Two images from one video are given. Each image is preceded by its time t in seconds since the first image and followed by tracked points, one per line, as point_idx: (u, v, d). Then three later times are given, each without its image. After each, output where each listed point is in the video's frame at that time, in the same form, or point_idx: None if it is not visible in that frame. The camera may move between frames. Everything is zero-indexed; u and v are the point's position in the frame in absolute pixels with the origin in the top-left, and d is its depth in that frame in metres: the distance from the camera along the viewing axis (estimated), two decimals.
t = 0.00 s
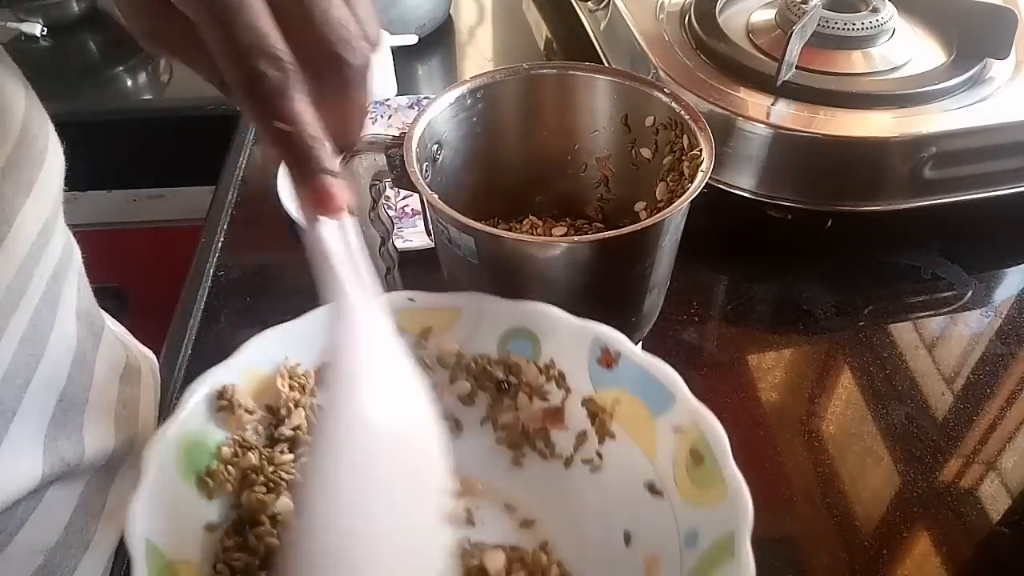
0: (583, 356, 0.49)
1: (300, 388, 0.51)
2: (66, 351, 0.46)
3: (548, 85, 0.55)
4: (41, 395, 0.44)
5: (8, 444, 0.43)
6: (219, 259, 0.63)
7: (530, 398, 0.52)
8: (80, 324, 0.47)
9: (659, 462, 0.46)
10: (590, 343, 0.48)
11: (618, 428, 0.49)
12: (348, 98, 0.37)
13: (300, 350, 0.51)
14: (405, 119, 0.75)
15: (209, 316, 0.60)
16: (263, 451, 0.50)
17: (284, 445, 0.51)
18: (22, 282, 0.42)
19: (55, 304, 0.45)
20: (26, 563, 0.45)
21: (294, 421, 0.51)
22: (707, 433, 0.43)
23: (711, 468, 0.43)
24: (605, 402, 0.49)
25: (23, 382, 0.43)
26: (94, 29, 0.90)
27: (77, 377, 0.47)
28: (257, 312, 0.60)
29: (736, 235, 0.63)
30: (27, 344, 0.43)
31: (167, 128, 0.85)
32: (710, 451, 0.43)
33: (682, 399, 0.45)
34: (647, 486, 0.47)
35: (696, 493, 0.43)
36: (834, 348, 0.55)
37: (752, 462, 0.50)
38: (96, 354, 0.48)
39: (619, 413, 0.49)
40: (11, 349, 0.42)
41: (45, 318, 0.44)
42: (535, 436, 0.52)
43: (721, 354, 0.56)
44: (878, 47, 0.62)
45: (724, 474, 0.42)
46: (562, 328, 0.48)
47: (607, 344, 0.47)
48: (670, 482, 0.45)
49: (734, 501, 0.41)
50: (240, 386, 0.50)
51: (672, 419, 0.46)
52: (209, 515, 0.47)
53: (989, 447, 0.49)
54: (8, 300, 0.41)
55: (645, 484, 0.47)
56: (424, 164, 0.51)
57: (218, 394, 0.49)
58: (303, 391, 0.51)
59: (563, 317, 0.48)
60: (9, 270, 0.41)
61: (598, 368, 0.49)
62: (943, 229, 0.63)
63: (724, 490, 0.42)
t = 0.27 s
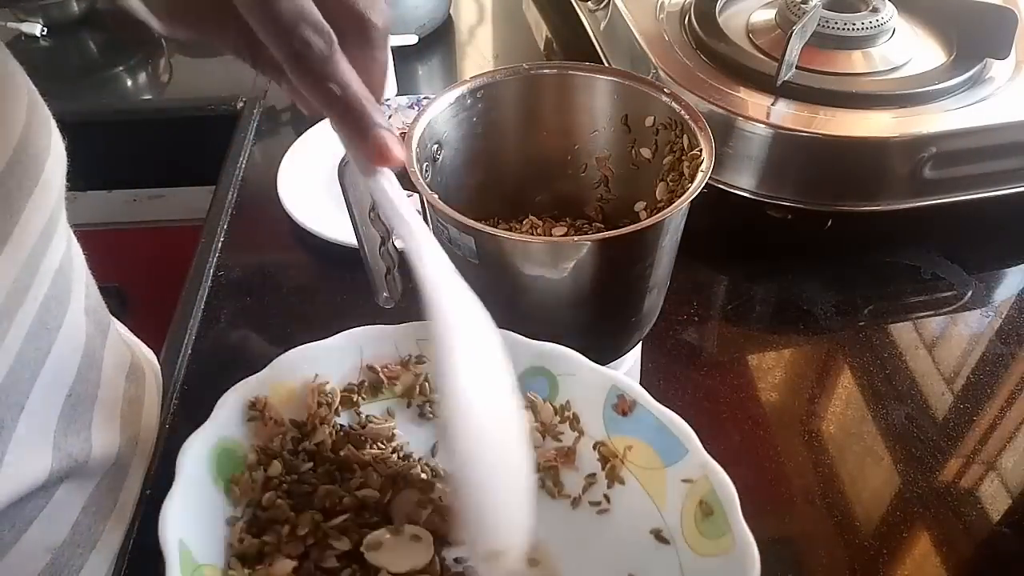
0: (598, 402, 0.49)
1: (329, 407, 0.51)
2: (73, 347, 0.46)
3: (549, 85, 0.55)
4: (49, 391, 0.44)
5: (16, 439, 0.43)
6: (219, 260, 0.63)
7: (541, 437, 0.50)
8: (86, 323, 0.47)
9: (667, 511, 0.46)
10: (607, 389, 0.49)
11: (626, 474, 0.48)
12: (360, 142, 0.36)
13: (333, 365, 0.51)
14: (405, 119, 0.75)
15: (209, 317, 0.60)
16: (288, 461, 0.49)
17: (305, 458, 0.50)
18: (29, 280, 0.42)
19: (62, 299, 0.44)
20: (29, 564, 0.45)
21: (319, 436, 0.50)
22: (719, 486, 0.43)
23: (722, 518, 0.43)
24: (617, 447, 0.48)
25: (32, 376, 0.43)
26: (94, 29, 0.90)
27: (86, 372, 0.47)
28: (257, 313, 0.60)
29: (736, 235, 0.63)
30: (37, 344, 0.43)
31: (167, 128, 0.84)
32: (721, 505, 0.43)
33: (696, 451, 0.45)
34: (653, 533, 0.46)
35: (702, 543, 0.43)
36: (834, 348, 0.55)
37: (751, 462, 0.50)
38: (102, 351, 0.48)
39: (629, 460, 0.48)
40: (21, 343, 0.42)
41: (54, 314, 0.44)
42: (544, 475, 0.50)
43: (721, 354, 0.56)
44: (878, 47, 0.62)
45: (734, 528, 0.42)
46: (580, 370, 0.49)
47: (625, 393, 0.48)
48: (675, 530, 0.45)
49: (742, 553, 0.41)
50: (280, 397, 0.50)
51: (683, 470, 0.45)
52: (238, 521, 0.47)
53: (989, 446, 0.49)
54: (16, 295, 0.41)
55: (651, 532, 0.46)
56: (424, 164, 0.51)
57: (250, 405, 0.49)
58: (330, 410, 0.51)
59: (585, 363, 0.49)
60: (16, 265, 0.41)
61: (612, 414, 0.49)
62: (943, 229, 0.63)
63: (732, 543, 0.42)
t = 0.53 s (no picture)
0: (604, 439, 0.49)
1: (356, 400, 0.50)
2: (73, 350, 0.46)
3: (549, 85, 0.55)
4: (52, 393, 0.44)
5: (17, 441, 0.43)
6: (219, 259, 0.63)
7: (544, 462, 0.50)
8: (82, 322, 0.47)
9: (660, 547, 0.45)
10: (613, 427, 0.49)
11: (623, 510, 0.47)
12: (289, 196, 0.41)
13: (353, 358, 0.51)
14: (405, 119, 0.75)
15: (208, 316, 0.60)
16: (316, 448, 0.49)
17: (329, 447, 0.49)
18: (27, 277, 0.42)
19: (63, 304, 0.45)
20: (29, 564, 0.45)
21: (342, 429, 0.49)
22: (717, 532, 0.43)
23: (719, 560, 0.43)
24: (618, 483, 0.48)
25: (36, 377, 0.43)
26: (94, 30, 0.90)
27: (85, 376, 0.47)
28: (257, 313, 0.60)
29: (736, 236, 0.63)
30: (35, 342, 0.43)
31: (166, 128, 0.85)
32: (717, 546, 0.43)
33: (698, 496, 0.45)
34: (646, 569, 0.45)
35: None
36: (834, 348, 0.55)
37: (751, 462, 0.50)
38: (101, 355, 0.49)
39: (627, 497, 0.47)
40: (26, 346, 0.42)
41: (56, 318, 0.44)
42: (543, 498, 0.49)
43: (721, 354, 0.56)
44: (878, 46, 0.62)
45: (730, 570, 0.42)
46: (592, 405, 0.49)
47: (633, 432, 0.48)
48: (669, 568, 0.45)
49: None
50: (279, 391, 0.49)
51: (682, 512, 0.45)
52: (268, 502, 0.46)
53: (989, 447, 0.49)
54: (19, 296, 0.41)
55: (643, 568, 0.45)
56: (425, 164, 0.51)
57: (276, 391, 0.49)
58: (356, 403, 0.50)
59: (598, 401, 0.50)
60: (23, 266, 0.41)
61: (617, 451, 0.48)
62: (943, 229, 0.63)
63: None
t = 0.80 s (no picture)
0: (570, 420, 0.50)
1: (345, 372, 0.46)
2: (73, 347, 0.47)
3: (549, 84, 0.55)
4: (52, 388, 0.45)
5: (17, 434, 0.43)
6: (219, 259, 0.64)
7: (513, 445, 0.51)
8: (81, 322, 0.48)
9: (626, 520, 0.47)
10: (578, 413, 0.50)
11: (590, 487, 0.48)
12: (247, 143, 0.34)
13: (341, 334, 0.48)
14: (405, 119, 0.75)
15: (208, 316, 0.60)
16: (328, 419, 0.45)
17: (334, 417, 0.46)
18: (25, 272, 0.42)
19: (59, 300, 0.46)
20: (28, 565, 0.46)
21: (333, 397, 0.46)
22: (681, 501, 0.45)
23: (687, 527, 0.45)
24: (586, 462, 0.49)
25: (36, 371, 0.44)
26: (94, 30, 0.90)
27: (85, 372, 0.48)
28: (257, 312, 0.60)
29: (736, 236, 0.63)
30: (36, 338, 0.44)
31: (166, 128, 0.85)
32: (683, 516, 0.45)
33: (659, 470, 0.47)
34: (615, 540, 0.46)
35: (662, 548, 0.45)
36: (834, 348, 0.55)
37: (751, 462, 0.50)
38: (98, 351, 0.49)
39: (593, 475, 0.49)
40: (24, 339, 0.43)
41: (53, 313, 0.45)
42: (514, 476, 0.50)
43: (721, 354, 0.56)
44: (878, 46, 0.62)
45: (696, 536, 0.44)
46: (559, 387, 0.51)
47: (598, 413, 0.50)
48: (638, 537, 0.46)
49: (708, 558, 0.43)
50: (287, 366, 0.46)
51: (647, 487, 0.47)
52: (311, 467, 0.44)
53: (989, 447, 0.49)
54: (15, 289, 0.42)
55: (613, 539, 0.46)
56: (424, 164, 0.51)
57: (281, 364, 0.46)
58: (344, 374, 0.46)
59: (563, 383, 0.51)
60: (17, 259, 0.42)
61: (583, 432, 0.50)
62: (943, 230, 0.63)
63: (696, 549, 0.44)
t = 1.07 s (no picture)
0: (561, 433, 0.50)
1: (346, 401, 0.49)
2: (78, 343, 0.48)
3: (549, 85, 0.55)
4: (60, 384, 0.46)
5: (27, 429, 0.45)
6: (219, 259, 0.63)
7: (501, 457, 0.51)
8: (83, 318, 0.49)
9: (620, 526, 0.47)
10: (568, 424, 0.51)
11: (585, 498, 0.48)
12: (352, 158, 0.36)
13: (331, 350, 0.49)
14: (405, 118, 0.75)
15: (208, 316, 0.60)
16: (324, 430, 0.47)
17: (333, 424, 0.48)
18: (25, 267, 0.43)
19: (67, 298, 0.47)
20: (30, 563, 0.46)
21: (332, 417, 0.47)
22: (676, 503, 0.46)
23: (682, 527, 0.45)
24: (580, 473, 0.49)
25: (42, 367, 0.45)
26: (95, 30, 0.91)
27: (92, 370, 0.49)
28: (257, 313, 0.60)
29: (735, 236, 0.63)
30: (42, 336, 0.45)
31: (167, 128, 0.85)
32: (678, 519, 0.45)
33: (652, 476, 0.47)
34: (612, 547, 0.46)
35: (657, 550, 0.45)
36: (834, 348, 0.55)
37: (751, 463, 0.50)
38: (105, 352, 0.51)
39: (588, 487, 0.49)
40: (27, 336, 0.44)
41: (62, 311, 0.46)
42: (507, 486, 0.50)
43: (721, 354, 0.56)
44: (878, 47, 0.62)
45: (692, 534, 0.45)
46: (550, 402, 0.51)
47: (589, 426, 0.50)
48: (635, 543, 0.46)
49: (704, 557, 0.44)
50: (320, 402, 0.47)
51: (641, 493, 0.47)
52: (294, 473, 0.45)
53: (989, 446, 0.49)
54: (25, 287, 0.43)
55: (610, 546, 0.46)
56: (425, 164, 0.51)
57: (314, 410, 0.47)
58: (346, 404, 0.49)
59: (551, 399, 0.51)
60: (26, 257, 0.43)
61: (574, 445, 0.50)
62: (942, 230, 0.63)
63: (693, 548, 0.44)
